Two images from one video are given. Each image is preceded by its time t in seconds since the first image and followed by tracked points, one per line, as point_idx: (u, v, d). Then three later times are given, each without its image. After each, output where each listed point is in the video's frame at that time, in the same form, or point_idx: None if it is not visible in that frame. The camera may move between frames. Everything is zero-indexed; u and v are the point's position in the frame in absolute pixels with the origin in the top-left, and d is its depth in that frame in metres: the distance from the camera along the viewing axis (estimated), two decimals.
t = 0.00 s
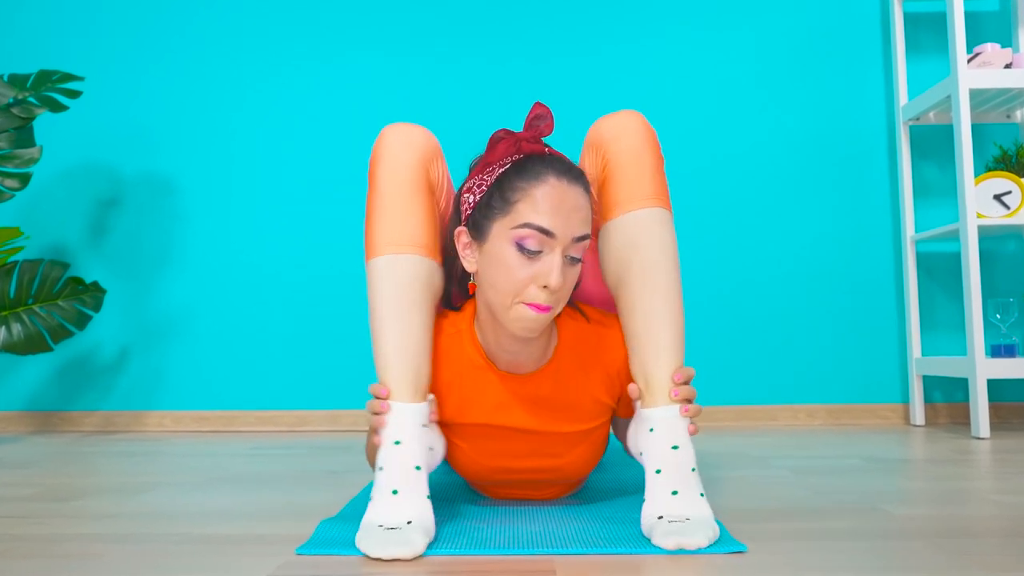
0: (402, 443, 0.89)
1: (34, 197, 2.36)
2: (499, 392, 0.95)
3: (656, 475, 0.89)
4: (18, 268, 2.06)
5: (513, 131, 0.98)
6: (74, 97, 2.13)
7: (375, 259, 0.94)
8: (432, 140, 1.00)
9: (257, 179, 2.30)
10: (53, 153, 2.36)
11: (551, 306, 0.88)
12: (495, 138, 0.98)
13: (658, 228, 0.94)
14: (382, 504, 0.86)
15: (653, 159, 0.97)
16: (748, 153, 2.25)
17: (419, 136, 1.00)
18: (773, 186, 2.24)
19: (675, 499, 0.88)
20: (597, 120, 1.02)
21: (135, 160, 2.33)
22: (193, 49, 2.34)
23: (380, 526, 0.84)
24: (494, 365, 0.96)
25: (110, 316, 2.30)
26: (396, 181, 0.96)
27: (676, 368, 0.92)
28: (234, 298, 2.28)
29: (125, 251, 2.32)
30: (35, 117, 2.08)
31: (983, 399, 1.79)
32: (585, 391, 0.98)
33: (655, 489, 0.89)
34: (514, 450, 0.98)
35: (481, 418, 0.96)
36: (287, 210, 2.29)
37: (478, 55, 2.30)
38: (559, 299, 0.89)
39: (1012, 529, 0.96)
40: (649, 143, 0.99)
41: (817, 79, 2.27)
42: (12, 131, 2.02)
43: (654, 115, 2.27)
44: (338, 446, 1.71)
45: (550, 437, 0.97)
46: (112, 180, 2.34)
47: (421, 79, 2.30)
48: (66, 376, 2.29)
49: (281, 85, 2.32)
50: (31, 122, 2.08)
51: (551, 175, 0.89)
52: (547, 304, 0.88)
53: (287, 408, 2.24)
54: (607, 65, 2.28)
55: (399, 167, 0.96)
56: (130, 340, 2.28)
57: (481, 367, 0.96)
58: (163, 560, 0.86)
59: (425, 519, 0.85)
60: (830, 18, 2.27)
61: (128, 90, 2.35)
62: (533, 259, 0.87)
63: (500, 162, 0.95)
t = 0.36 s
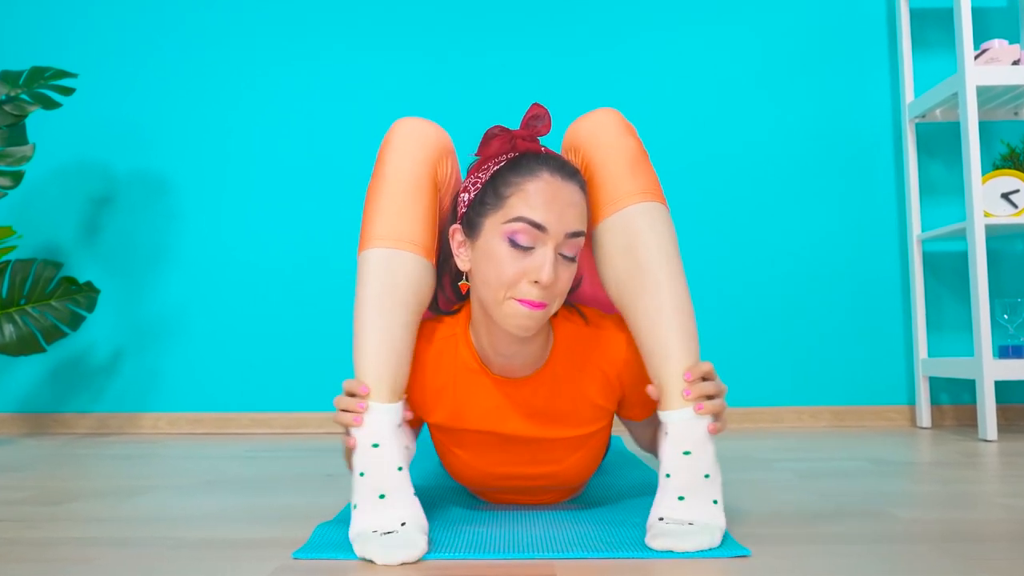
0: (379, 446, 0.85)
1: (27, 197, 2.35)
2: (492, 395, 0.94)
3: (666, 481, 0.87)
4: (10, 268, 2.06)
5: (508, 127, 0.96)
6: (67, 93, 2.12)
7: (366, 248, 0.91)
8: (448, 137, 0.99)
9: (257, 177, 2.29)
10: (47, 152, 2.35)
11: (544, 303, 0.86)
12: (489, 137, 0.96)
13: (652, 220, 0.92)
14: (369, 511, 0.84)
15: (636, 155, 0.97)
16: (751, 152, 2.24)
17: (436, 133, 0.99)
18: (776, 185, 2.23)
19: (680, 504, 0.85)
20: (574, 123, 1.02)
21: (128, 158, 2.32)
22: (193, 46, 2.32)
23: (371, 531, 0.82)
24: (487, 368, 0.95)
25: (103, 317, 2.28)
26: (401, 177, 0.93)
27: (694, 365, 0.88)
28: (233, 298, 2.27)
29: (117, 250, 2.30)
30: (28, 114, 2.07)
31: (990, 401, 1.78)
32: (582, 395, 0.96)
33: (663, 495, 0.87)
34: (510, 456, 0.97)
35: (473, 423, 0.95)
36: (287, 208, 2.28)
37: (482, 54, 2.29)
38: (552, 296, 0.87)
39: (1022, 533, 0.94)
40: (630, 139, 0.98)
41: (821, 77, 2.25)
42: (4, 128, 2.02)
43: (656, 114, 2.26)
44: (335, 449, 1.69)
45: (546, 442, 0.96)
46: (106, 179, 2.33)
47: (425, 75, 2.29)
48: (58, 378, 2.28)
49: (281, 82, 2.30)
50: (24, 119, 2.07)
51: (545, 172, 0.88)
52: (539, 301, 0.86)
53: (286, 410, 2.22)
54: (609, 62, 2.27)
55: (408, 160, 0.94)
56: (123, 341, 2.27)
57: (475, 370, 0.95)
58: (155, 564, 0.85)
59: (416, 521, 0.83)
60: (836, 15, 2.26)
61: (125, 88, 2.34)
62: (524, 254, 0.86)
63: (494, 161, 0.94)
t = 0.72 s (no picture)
0: (350, 452, 0.84)
1: (19, 195, 2.33)
2: (496, 394, 0.93)
3: (671, 482, 0.86)
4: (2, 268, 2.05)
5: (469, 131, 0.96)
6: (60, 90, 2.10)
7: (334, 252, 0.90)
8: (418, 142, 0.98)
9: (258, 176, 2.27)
10: (40, 150, 2.34)
11: (536, 292, 0.85)
12: (451, 145, 0.95)
13: (654, 218, 0.91)
14: (357, 518, 0.82)
15: (637, 154, 0.96)
16: (754, 151, 2.22)
17: (406, 140, 0.97)
18: (779, 184, 2.21)
19: (686, 508, 0.84)
20: (574, 122, 1.02)
21: (123, 157, 2.31)
22: (193, 43, 2.31)
23: (365, 536, 0.81)
24: (491, 366, 0.93)
25: (96, 318, 2.27)
26: (374, 175, 0.93)
27: (702, 369, 0.87)
28: (232, 298, 2.25)
29: (111, 249, 2.29)
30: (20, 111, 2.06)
31: (997, 402, 1.76)
32: (587, 394, 0.95)
33: (668, 497, 0.86)
34: (512, 455, 0.95)
35: (477, 421, 0.93)
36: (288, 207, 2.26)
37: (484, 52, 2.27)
38: (544, 284, 0.85)
39: None
40: (630, 139, 0.97)
41: (824, 74, 2.24)
42: None
43: (658, 112, 2.24)
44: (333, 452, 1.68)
45: (550, 442, 0.94)
46: (101, 178, 2.31)
47: (428, 73, 2.28)
48: (51, 380, 2.27)
49: (280, 80, 2.29)
50: (17, 116, 2.05)
51: (500, 163, 0.90)
52: (531, 292, 0.85)
53: (285, 411, 2.21)
54: (611, 60, 2.26)
55: (379, 164, 0.94)
56: (116, 342, 2.26)
57: (478, 368, 0.93)
58: (149, 568, 0.83)
59: (404, 515, 0.82)
60: (841, 12, 2.24)
61: (117, 85, 2.32)
62: (501, 249, 0.87)
63: (466, 170, 0.95)
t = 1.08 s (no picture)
0: (399, 450, 0.86)
1: (13, 194, 2.32)
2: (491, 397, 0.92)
3: (651, 488, 0.85)
4: None
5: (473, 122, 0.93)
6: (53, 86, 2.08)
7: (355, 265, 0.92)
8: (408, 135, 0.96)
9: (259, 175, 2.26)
10: (33, 147, 2.32)
11: (518, 293, 0.84)
12: (453, 135, 0.92)
13: (630, 223, 0.91)
14: (378, 516, 0.82)
15: (619, 151, 0.94)
16: (758, 149, 2.21)
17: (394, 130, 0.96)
18: (783, 183, 2.20)
19: (673, 508, 0.83)
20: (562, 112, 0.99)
21: (118, 155, 2.30)
22: (193, 40, 2.30)
23: (372, 537, 0.80)
24: (486, 370, 0.92)
25: (91, 319, 2.26)
26: (372, 178, 0.92)
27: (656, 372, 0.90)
28: (230, 299, 2.24)
29: (104, 248, 2.28)
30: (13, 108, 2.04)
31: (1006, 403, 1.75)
32: (584, 396, 0.94)
33: (652, 505, 0.85)
34: (511, 460, 0.94)
35: (474, 425, 0.92)
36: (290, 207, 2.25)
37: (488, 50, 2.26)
38: (527, 285, 0.84)
39: None
40: (616, 134, 0.95)
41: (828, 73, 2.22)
42: None
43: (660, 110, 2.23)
44: (331, 454, 1.66)
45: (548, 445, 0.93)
46: (95, 177, 2.30)
47: (432, 71, 2.26)
48: (43, 382, 2.25)
49: (281, 77, 2.28)
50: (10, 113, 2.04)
51: (501, 161, 0.88)
52: (511, 291, 0.84)
53: (286, 413, 2.20)
54: (613, 58, 2.24)
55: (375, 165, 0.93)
56: (110, 342, 2.24)
57: (474, 372, 0.92)
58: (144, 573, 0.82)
59: (420, 528, 0.81)
60: (846, 9, 2.23)
61: (113, 83, 2.31)
62: (489, 246, 0.85)
63: (465, 163, 0.93)
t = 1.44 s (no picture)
0: (377, 452, 0.84)
1: (8, 192, 2.31)
2: (494, 402, 0.90)
3: (670, 488, 0.84)
4: None
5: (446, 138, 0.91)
6: (46, 83, 2.07)
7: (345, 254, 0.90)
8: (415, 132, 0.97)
9: (259, 173, 2.25)
10: (26, 145, 2.31)
11: (536, 290, 0.83)
12: (431, 155, 0.90)
13: (657, 220, 0.90)
14: (368, 521, 0.80)
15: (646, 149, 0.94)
16: (761, 148, 2.19)
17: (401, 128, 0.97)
18: (786, 182, 2.18)
19: (688, 513, 0.82)
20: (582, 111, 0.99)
21: (112, 153, 2.28)
22: (190, 37, 2.29)
23: (368, 543, 0.78)
24: (491, 374, 0.90)
25: (85, 320, 2.24)
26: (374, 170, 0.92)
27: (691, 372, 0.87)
28: (229, 299, 2.23)
29: (98, 247, 2.27)
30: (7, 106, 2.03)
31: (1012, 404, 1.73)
32: (588, 403, 0.92)
33: (667, 505, 0.83)
34: (511, 466, 0.93)
35: (475, 430, 0.91)
36: (291, 205, 2.24)
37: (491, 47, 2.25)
38: (542, 280, 0.83)
39: None
40: (640, 132, 0.94)
41: (832, 70, 2.21)
42: None
43: (661, 109, 2.22)
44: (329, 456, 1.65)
45: (550, 452, 0.92)
46: (89, 176, 2.29)
47: (433, 69, 2.25)
48: (36, 384, 2.24)
49: (280, 75, 2.26)
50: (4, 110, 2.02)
51: (482, 166, 0.88)
52: (530, 289, 0.83)
53: (285, 414, 2.18)
54: (615, 56, 2.23)
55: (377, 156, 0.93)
56: (105, 342, 2.23)
57: (478, 375, 0.91)
58: None
59: (415, 529, 0.80)
60: (850, 6, 2.21)
61: (106, 81, 2.30)
62: (493, 251, 0.84)
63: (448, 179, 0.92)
